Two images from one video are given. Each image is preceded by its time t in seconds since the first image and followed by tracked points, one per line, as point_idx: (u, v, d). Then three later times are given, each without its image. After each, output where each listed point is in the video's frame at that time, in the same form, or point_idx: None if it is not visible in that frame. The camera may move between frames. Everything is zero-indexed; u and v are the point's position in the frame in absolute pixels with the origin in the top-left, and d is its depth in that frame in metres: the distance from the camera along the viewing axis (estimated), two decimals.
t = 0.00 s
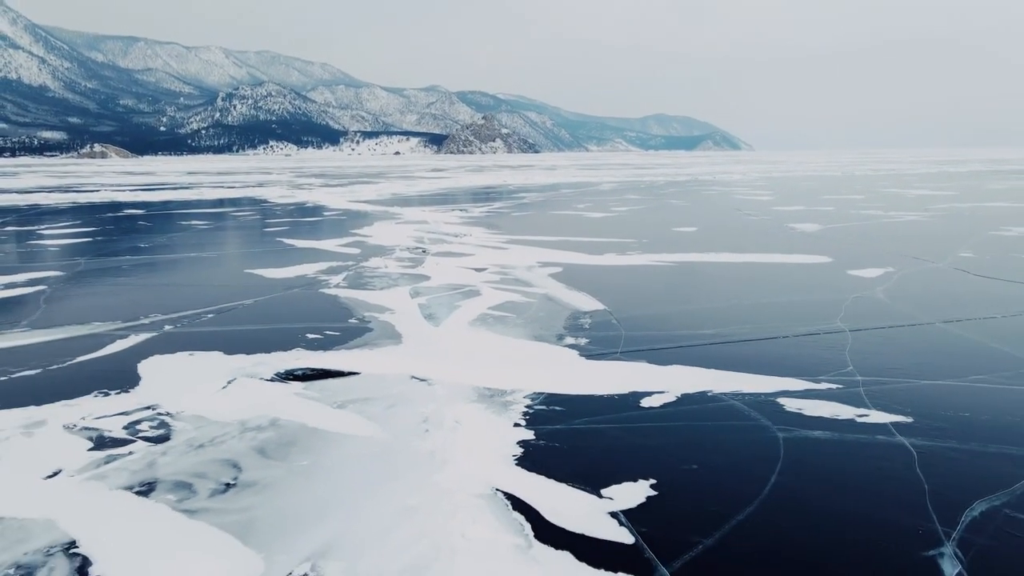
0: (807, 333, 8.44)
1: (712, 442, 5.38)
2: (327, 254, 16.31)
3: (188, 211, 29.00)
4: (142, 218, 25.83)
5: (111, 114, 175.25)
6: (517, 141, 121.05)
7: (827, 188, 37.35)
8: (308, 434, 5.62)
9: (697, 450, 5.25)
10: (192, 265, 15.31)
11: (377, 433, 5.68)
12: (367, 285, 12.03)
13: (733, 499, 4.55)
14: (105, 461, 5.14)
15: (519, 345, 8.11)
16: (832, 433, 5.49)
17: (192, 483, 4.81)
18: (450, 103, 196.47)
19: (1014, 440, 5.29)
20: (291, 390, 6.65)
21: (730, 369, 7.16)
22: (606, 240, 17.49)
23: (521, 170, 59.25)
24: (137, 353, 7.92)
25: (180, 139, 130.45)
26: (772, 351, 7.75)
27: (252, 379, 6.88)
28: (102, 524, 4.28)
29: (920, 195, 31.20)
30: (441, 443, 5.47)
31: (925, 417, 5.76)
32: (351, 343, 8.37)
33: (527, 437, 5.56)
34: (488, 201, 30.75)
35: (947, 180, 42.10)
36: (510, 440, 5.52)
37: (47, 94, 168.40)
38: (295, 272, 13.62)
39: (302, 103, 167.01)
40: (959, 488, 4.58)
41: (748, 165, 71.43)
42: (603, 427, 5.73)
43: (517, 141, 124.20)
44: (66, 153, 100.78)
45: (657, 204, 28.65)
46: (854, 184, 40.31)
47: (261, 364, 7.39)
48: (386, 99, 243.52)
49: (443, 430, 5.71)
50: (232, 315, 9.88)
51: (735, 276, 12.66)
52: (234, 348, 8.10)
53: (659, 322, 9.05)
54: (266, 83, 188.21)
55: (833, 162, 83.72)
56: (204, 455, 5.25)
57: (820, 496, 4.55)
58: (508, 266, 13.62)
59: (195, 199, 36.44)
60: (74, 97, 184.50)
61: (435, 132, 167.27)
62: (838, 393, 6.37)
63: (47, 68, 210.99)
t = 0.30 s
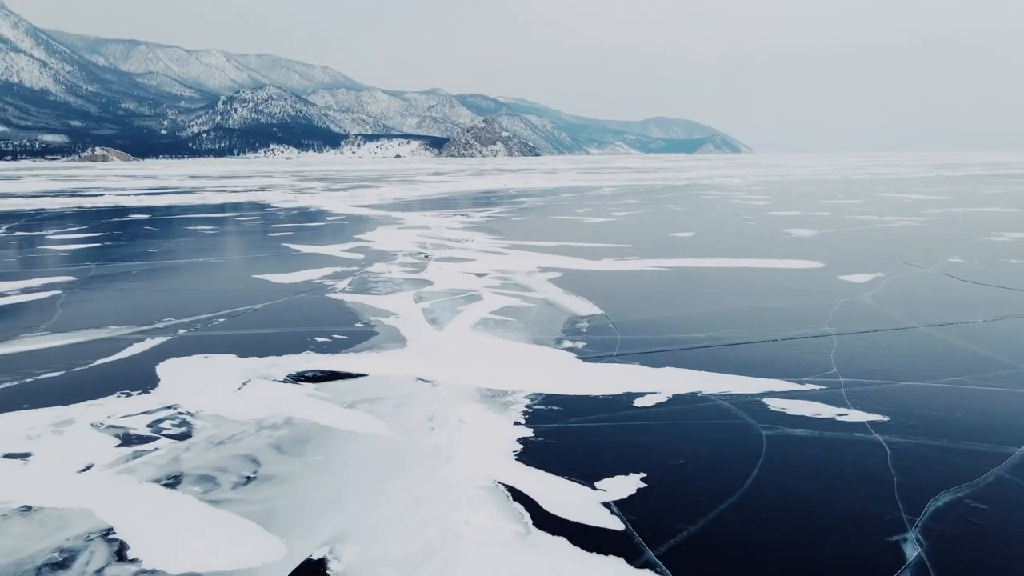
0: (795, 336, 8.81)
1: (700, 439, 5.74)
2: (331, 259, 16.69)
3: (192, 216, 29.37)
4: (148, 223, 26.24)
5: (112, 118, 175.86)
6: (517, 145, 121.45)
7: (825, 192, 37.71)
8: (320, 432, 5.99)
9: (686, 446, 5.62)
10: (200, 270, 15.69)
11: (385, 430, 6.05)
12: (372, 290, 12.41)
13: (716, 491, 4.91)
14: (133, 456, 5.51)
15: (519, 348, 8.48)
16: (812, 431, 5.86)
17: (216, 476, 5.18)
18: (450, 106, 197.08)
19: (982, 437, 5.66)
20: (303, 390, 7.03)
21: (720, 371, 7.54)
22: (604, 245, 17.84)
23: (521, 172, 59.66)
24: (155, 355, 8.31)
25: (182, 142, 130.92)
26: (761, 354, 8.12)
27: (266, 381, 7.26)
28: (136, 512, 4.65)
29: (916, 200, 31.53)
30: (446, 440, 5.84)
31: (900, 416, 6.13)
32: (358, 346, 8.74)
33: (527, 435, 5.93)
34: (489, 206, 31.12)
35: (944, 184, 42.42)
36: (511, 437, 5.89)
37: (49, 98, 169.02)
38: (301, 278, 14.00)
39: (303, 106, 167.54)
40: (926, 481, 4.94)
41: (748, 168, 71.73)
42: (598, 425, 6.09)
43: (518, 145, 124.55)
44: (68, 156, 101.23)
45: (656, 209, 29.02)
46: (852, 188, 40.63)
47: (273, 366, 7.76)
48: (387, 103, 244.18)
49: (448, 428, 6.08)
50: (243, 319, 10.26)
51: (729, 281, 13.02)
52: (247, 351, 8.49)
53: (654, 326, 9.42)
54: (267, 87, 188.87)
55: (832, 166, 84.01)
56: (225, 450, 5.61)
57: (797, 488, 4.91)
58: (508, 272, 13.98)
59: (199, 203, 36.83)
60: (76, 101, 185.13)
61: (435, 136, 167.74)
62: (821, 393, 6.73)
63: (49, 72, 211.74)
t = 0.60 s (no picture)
0: (785, 340, 9.15)
1: (690, 437, 6.07)
2: (335, 264, 17.05)
3: (197, 221, 29.73)
4: (153, 228, 26.59)
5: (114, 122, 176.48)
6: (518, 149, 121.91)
7: (823, 196, 38.04)
8: (331, 431, 6.33)
9: (677, 444, 5.95)
10: (207, 274, 16.04)
11: (392, 429, 6.39)
12: (376, 295, 12.75)
13: (702, 484, 5.25)
14: (156, 453, 5.85)
15: (519, 351, 8.82)
16: (797, 429, 6.19)
17: (234, 471, 5.52)
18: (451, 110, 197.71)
19: (955, 435, 5.99)
20: (314, 391, 7.37)
21: (711, 373, 7.87)
22: (603, 250, 18.19)
23: (521, 176, 60.12)
24: (170, 358, 8.65)
25: (183, 146, 131.46)
26: (751, 356, 8.46)
27: (277, 382, 7.60)
28: (162, 504, 4.99)
29: (912, 204, 31.86)
30: (450, 438, 6.18)
31: (881, 415, 6.46)
32: (364, 349, 9.09)
33: (526, 433, 6.27)
34: (489, 210, 31.48)
35: (941, 188, 42.75)
36: (511, 434, 6.23)
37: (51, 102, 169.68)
38: (306, 282, 14.35)
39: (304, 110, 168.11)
40: (900, 476, 5.27)
41: (747, 172, 72.04)
42: (594, 424, 6.42)
43: (518, 149, 124.96)
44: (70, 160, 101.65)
45: (655, 213, 29.37)
46: (850, 193, 40.99)
47: (284, 368, 8.11)
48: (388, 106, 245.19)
49: (452, 427, 6.41)
50: (253, 323, 10.61)
51: (724, 286, 13.35)
52: (258, 354, 8.83)
53: (649, 330, 9.76)
54: (269, 91, 189.57)
55: (831, 170, 84.29)
56: (242, 447, 5.95)
57: (779, 482, 5.24)
58: (509, 276, 14.32)
59: (202, 208, 37.22)
60: (78, 105, 185.81)
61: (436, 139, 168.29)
62: (806, 394, 7.07)
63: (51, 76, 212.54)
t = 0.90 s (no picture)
0: (775, 343, 9.52)
1: (681, 436, 6.42)
2: (339, 269, 17.42)
3: (201, 226, 30.11)
4: (158, 233, 26.92)
5: (115, 126, 177.03)
6: (518, 152, 122.43)
7: (820, 201, 38.41)
8: (341, 430, 6.69)
9: (668, 442, 6.29)
10: (215, 279, 16.40)
11: (399, 428, 6.76)
12: (380, 300, 13.12)
13: (690, 478, 5.61)
14: (177, 450, 6.22)
15: (519, 354, 9.19)
16: (782, 428, 6.55)
17: (251, 467, 5.88)
18: (451, 114, 198.37)
19: (932, 433, 6.35)
20: (323, 392, 7.73)
21: (703, 375, 8.24)
22: (601, 256, 18.56)
23: (522, 180, 60.50)
24: (184, 360, 9.02)
25: (185, 149, 131.92)
26: (742, 360, 8.82)
27: (289, 384, 7.97)
28: (186, 497, 5.36)
29: (909, 209, 32.23)
30: (454, 436, 6.54)
31: (862, 415, 6.83)
32: (370, 352, 9.46)
33: (526, 431, 6.64)
34: (490, 215, 31.86)
35: (938, 193, 43.10)
36: (512, 433, 6.59)
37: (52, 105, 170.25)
38: (312, 287, 14.71)
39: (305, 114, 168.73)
40: (877, 471, 5.63)
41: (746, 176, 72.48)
42: (589, 424, 6.78)
43: (518, 153, 125.45)
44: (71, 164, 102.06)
45: (654, 218, 29.75)
46: (847, 198, 41.31)
47: (295, 371, 8.47)
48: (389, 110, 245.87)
49: (456, 426, 6.77)
50: (262, 327, 10.98)
51: (718, 291, 13.71)
52: (269, 357, 9.21)
53: (644, 334, 10.13)
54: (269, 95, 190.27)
55: (831, 174, 84.71)
56: (258, 445, 6.31)
57: (761, 476, 5.60)
58: (509, 282, 14.69)
59: (206, 212, 37.61)
60: (80, 108, 186.48)
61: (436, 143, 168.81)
62: (792, 395, 7.43)
63: (52, 80, 213.29)
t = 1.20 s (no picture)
0: (764, 348, 9.93)
1: (671, 435, 6.83)
2: (344, 275, 17.84)
3: (207, 232, 30.57)
4: (164, 239, 27.36)
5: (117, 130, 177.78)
6: (519, 157, 123.04)
7: (817, 207, 38.86)
8: (351, 429, 7.10)
9: (659, 440, 6.70)
10: (222, 285, 16.82)
11: (406, 427, 7.17)
12: (385, 305, 13.55)
13: (679, 474, 6.01)
14: (198, 448, 6.63)
15: (519, 358, 9.60)
16: (766, 427, 6.96)
17: (269, 463, 6.29)
18: (452, 119, 199.12)
19: (906, 433, 6.76)
20: (333, 394, 8.14)
21: (694, 379, 8.64)
22: (600, 262, 18.99)
23: (522, 186, 60.94)
24: (199, 364, 9.43)
25: (187, 154, 132.51)
26: (732, 363, 9.23)
27: (300, 386, 8.39)
28: (211, 490, 5.77)
29: (904, 215, 32.66)
30: (457, 435, 6.95)
31: (843, 416, 7.24)
32: (377, 356, 9.87)
33: (525, 430, 7.05)
34: (491, 221, 32.29)
35: (934, 199, 43.47)
36: (512, 432, 7.01)
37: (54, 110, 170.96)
38: (318, 293, 15.13)
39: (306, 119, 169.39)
40: (853, 467, 6.04)
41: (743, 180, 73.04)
42: (585, 424, 7.19)
43: (519, 158, 126.03)
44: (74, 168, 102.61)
45: (653, 224, 30.19)
46: (843, 203, 41.72)
47: (305, 374, 8.89)
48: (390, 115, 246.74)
49: (459, 425, 7.19)
50: (272, 332, 11.40)
51: (713, 296, 14.13)
52: (280, 361, 9.62)
53: (640, 339, 10.54)
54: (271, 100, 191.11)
55: (829, 178, 85.37)
56: (274, 444, 6.72)
57: (745, 473, 6.01)
58: (510, 288, 15.11)
59: (210, 218, 38.05)
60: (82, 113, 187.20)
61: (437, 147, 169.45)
62: (778, 397, 7.83)
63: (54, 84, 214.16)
